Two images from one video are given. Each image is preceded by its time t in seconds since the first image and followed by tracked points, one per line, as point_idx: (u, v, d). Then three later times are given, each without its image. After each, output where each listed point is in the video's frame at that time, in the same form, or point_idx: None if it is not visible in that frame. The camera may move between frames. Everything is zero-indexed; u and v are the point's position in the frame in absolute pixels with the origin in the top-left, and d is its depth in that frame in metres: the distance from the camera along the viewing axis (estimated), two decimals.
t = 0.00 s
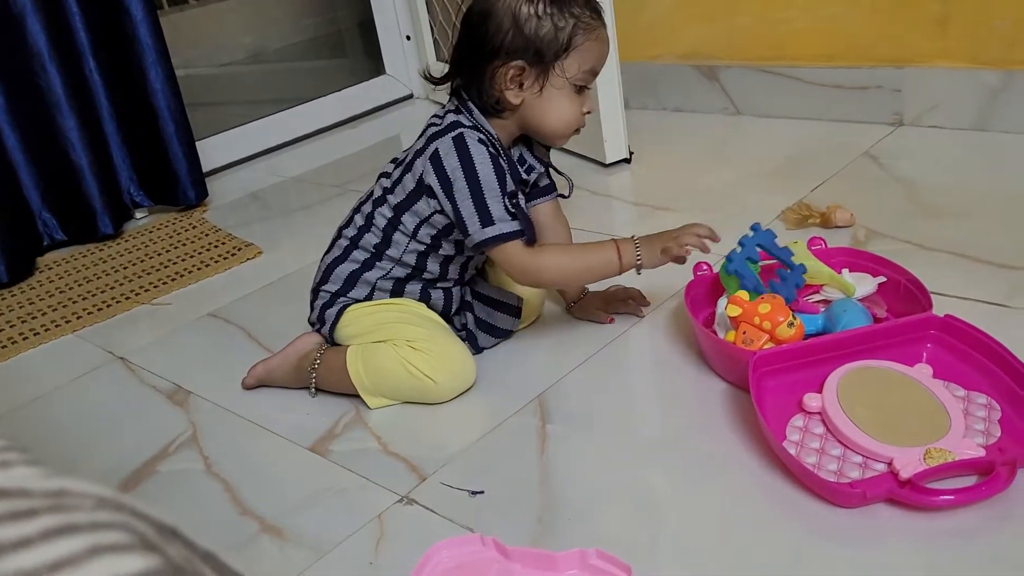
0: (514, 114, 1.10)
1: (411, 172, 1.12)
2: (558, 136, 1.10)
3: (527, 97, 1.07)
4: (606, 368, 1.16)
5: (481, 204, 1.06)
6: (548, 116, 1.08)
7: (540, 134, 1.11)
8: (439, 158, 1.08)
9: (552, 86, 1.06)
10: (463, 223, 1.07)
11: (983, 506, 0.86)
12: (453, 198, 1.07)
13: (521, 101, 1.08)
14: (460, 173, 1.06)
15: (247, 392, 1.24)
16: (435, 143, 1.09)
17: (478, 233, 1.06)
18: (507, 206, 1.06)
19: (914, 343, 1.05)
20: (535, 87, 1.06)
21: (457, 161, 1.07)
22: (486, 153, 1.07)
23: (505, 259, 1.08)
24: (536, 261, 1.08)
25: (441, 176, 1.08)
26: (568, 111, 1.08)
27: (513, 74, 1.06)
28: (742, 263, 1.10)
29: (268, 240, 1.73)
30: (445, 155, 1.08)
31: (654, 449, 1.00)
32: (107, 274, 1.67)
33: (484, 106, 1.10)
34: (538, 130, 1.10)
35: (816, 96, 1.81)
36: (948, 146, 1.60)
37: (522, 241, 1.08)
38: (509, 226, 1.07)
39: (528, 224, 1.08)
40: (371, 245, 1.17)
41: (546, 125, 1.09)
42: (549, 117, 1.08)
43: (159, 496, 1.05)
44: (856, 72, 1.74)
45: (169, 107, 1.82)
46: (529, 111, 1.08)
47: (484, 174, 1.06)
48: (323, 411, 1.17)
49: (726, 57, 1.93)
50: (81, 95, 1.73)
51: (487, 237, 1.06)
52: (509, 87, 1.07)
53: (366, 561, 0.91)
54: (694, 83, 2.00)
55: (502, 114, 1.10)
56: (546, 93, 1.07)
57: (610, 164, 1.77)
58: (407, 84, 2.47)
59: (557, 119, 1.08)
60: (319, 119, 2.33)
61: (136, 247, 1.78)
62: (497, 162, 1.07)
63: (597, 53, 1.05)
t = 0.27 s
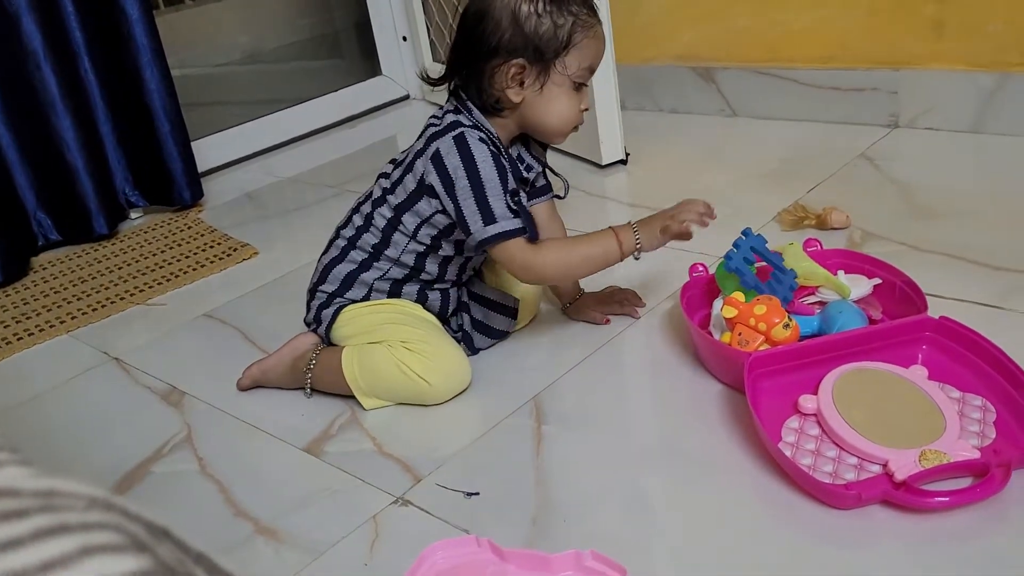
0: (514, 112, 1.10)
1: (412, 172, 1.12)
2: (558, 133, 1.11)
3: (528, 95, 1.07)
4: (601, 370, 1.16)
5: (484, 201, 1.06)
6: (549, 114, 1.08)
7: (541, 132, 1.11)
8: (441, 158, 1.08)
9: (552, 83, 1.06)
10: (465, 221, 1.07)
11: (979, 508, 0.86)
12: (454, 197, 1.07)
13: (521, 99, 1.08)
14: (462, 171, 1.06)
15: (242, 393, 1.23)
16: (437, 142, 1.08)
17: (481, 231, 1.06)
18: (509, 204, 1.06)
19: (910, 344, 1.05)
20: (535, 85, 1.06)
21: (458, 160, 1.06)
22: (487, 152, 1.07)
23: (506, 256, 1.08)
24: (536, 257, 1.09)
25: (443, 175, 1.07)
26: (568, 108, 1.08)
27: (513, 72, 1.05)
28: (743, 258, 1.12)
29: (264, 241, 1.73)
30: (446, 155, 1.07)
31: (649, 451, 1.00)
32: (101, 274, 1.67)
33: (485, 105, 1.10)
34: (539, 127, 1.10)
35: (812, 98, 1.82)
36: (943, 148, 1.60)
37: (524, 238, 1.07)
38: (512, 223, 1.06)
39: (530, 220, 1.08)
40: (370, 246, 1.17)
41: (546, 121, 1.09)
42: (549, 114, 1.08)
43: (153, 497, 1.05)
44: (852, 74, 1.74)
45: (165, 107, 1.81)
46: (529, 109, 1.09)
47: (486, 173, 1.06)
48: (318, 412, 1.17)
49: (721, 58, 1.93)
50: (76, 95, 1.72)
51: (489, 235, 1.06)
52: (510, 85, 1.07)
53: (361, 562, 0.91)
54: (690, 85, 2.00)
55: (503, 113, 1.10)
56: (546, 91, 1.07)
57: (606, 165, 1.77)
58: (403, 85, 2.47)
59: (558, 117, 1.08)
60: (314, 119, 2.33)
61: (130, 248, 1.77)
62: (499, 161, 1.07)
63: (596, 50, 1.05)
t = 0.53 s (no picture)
0: (538, 115, 1.10)
1: (456, 177, 1.10)
2: (579, 137, 1.11)
3: (553, 99, 1.07)
4: (597, 373, 1.16)
5: (554, 187, 1.06)
6: (573, 118, 1.09)
7: (562, 135, 1.12)
8: (490, 160, 1.07)
9: (577, 88, 1.07)
10: (539, 210, 1.06)
11: (972, 513, 0.86)
12: (518, 190, 1.07)
13: (546, 103, 1.08)
14: (520, 167, 1.06)
15: (237, 395, 1.23)
16: (481, 145, 1.08)
17: (558, 213, 1.06)
18: (577, 179, 1.06)
19: (904, 349, 1.05)
20: (561, 89, 1.07)
21: (512, 158, 1.06)
22: (539, 148, 1.07)
23: (590, 226, 1.07)
24: (622, 223, 1.08)
25: (498, 175, 1.07)
26: (591, 113, 1.09)
27: (540, 77, 1.05)
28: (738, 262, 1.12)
29: (260, 243, 1.73)
30: (494, 156, 1.07)
31: (645, 454, 1.00)
32: (97, 276, 1.67)
33: (511, 107, 1.10)
34: (562, 130, 1.11)
35: (807, 102, 1.82)
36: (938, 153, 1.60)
37: (602, 203, 1.07)
38: (587, 192, 1.06)
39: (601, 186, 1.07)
40: (392, 250, 1.17)
41: (569, 126, 1.10)
42: (573, 118, 1.09)
43: (148, 500, 1.05)
44: (847, 79, 1.74)
45: (161, 109, 1.81)
46: (552, 113, 1.09)
47: (544, 164, 1.06)
48: (313, 415, 1.17)
49: (717, 62, 1.94)
50: (72, 96, 1.73)
51: (570, 213, 1.05)
52: (536, 89, 1.07)
53: (356, 566, 0.91)
54: (686, 88, 2.00)
55: (529, 115, 1.10)
56: (571, 96, 1.07)
57: (602, 168, 1.78)
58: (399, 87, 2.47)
59: (582, 120, 1.09)
60: (311, 121, 2.33)
61: (127, 249, 1.77)
62: (550, 153, 1.08)
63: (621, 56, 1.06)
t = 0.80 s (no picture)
0: (560, 115, 1.10)
1: (480, 179, 1.10)
2: (599, 138, 1.12)
3: (577, 101, 1.08)
4: (595, 372, 1.16)
5: (582, 189, 1.07)
6: (594, 119, 1.09)
7: (581, 136, 1.12)
8: (517, 162, 1.07)
9: (601, 91, 1.07)
10: (568, 212, 1.08)
11: (969, 512, 0.87)
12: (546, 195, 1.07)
13: (569, 104, 1.08)
14: (548, 170, 1.06)
15: (234, 394, 1.23)
16: (507, 148, 1.08)
17: (587, 215, 1.07)
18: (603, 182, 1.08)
19: (901, 348, 1.05)
20: (586, 91, 1.07)
21: (539, 161, 1.07)
22: (565, 150, 1.08)
23: (617, 228, 1.09)
24: (649, 223, 1.10)
25: (526, 178, 1.07)
26: (613, 115, 1.09)
27: (566, 78, 1.05)
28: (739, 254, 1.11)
29: (257, 242, 1.73)
30: (522, 158, 1.07)
31: (643, 454, 1.00)
32: (94, 275, 1.66)
33: (535, 106, 1.10)
34: (582, 132, 1.11)
35: (804, 103, 1.83)
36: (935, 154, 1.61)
37: (628, 207, 1.09)
38: (614, 196, 1.08)
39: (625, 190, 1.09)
40: (409, 248, 1.17)
41: (590, 128, 1.10)
42: (594, 120, 1.09)
43: (144, 499, 1.05)
44: (845, 79, 1.75)
45: (158, 107, 1.81)
46: (574, 113, 1.09)
47: (571, 168, 1.07)
48: (311, 414, 1.17)
49: (715, 63, 1.94)
50: (69, 95, 1.72)
51: (598, 215, 1.07)
52: (561, 90, 1.07)
53: (353, 564, 0.91)
54: (684, 89, 2.00)
55: (552, 114, 1.11)
56: (595, 98, 1.07)
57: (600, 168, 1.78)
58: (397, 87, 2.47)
59: (603, 122, 1.09)
60: (309, 121, 2.33)
61: (124, 248, 1.77)
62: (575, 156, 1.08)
63: (646, 60, 1.06)
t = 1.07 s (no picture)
0: (561, 121, 1.11)
1: (479, 184, 1.10)
2: (599, 145, 1.12)
3: (578, 108, 1.08)
4: (593, 374, 1.16)
5: (580, 194, 1.07)
6: (595, 126, 1.09)
7: (581, 142, 1.12)
8: (515, 168, 1.07)
9: (603, 98, 1.07)
10: (565, 217, 1.07)
11: (966, 515, 0.87)
12: (543, 201, 1.07)
13: (571, 111, 1.08)
14: (546, 175, 1.06)
15: (232, 396, 1.23)
16: (506, 153, 1.08)
17: (585, 220, 1.07)
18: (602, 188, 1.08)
19: (899, 351, 1.05)
20: (587, 98, 1.07)
21: (538, 167, 1.07)
22: (563, 155, 1.08)
23: (615, 232, 1.10)
24: (648, 227, 1.10)
25: (524, 183, 1.07)
26: (614, 122, 1.10)
27: (567, 85, 1.06)
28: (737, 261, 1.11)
29: (256, 244, 1.73)
30: (520, 163, 1.07)
31: (640, 455, 1.01)
32: (93, 276, 1.67)
33: (536, 112, 1.10)
34: (581, 138, 1.11)
35: (802, 105, 1.83)
36: (934, 156, 1.61)
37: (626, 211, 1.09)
38: (613, 200, 1.08)
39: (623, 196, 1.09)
40: (409, 252, 1.17)
41: (590, 135, 1.10)
42: (595, 127, 1.09)
43: (143, 500, 1.05)
44: (844, 81, 1.75)
45: (158, 109, 1.81)
46: (575, 120, 1.10)
47: (570, 174, 1.07)
48: (309, 415, 1.17)
49: (713, 65, 1.94)
50: (68, 97, 1.72)
51: (596, 220, 1.07)
52: (562, 96, 1.07)
53: (351, 566, 0.91)
54: (683, 91, 2.01)
55: (553, 120, 1.11)
56: (597, 105, 1.08)
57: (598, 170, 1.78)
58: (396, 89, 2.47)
59: (603, 129, 1.10)
60: (308, 122, 2.33)
61: (123, 249, 1.77)
62: (574, 161, 1.08)
63: (649, 68, 1.06)
